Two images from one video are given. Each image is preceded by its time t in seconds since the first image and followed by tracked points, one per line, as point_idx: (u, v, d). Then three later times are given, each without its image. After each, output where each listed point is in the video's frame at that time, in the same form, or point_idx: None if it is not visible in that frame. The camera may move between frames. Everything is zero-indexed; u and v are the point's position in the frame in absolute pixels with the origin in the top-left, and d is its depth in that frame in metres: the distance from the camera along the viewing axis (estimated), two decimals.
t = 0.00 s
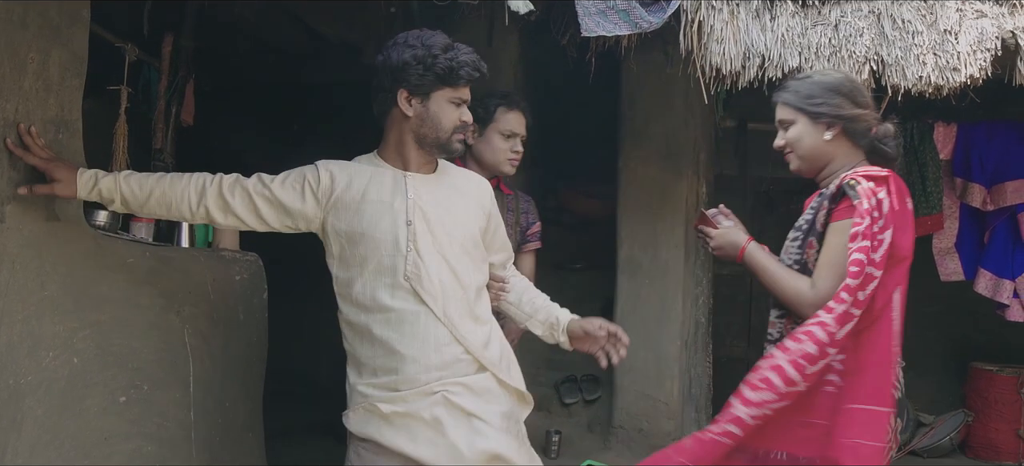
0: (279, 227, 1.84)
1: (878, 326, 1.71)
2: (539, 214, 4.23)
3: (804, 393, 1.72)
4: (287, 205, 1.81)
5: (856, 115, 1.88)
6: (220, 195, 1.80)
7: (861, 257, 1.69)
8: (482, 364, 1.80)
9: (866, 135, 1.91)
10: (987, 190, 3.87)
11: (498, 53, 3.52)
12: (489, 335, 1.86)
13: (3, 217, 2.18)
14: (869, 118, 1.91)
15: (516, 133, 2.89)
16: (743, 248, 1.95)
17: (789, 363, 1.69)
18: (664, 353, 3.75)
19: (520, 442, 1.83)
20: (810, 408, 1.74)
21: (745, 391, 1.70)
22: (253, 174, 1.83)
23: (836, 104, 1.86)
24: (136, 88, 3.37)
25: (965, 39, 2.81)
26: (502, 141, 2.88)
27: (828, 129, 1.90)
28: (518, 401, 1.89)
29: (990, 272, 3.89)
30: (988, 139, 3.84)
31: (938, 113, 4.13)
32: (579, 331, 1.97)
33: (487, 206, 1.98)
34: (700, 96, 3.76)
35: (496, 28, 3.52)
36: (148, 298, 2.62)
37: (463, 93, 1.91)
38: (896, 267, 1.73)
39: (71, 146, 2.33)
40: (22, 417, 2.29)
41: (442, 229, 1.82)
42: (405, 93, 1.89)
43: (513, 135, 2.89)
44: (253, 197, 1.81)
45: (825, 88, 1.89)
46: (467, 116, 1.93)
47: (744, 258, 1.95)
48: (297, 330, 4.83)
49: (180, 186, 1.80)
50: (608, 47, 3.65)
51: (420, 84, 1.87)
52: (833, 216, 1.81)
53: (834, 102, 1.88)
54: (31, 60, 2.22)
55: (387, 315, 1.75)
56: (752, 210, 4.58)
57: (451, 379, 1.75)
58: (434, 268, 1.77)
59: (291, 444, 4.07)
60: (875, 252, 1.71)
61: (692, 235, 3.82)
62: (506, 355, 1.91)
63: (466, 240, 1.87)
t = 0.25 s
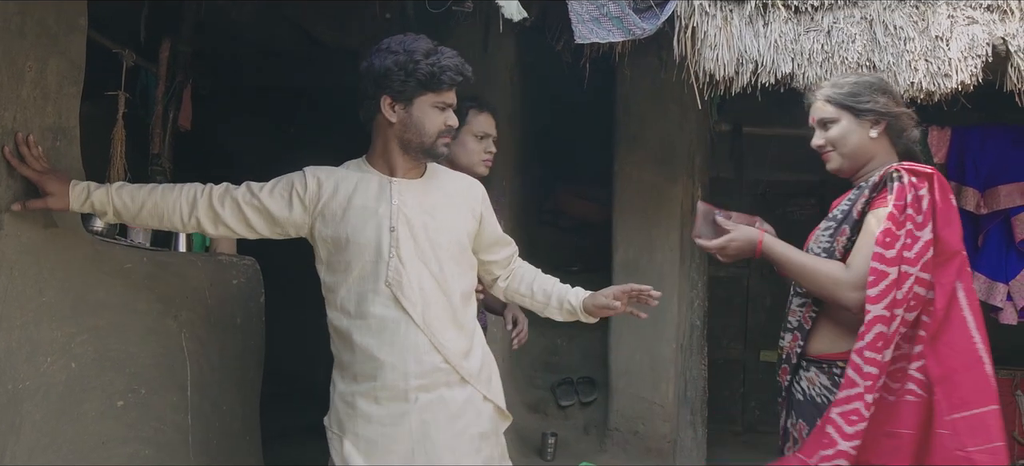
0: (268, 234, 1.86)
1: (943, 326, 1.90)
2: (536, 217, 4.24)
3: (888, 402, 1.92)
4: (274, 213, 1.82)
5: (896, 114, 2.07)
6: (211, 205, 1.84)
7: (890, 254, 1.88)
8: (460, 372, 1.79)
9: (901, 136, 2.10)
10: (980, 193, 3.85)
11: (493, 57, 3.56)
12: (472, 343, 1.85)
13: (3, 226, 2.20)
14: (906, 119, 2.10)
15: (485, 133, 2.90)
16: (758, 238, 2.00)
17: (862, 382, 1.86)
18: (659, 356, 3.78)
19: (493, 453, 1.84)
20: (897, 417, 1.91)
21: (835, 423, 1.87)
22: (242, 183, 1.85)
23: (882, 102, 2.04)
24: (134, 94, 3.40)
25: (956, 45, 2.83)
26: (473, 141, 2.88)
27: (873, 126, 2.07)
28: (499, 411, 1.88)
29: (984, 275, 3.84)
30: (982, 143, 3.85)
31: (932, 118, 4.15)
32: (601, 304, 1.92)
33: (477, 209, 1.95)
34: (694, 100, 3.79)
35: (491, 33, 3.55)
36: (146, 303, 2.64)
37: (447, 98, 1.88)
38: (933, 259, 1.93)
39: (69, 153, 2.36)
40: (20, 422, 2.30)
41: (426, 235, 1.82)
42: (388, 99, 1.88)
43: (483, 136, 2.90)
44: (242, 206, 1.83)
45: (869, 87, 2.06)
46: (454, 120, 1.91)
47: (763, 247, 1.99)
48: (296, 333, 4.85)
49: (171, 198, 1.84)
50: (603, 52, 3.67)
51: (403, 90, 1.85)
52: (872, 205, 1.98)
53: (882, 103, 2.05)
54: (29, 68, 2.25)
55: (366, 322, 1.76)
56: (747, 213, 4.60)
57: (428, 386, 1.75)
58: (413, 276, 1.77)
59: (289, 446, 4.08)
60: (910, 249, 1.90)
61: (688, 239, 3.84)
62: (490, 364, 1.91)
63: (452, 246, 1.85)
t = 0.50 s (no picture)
0: (256, 242, 1.92)
1: (977, 330, 2.21)
2: (532, 220, 4.26)
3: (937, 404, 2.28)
4: (261, 221, 1.88)
5: (901, 122, 2.26)
6: (201, 215, 1.91)
7: (919, 264, 2.11)
8: (444, 377, 1.79)
9: (908, 139, 2.30)
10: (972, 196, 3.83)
11: (491, 61, 3.61)
12: (459, 347, 1.85)
13: None
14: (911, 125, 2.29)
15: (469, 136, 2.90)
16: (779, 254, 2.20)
17: (912, 395, 2.12)
18: (654, 357, 3.80)
19: (479, 458, 1.84)
20: (953, 424, 2.28)
21: (895, 439, 2.15)
22: (232, 193, 1.91)
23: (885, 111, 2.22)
24: (131, 98, 3.42)
25: (946, 51, 2.85)
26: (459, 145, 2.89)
27: (879, 134, 2.25)
28: (486, 415, 1.88)
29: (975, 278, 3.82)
30: (974, 145, 3.82)
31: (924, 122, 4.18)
32: (593, 302, 1.88)
33: (466, 210, 1.93)
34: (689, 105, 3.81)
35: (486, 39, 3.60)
36: (143, 307, 2.67)
37: (425, 104, 1.85)
38: (958, 263, 2.19)
39: (66, 159, 2.38)
40: (19, 425, 2.32)
41: (410, 240, 1.81)
42: (365, 107, 1.86)
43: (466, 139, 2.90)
44: (230, 215, 1.90)
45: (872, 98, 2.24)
46: (433, 126, 1.88)
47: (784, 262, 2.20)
48: (293, 334, 4.86)
49: (162, 208, 1.92)
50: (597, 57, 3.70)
51: (381, 98, 1.83)
52: (895, 211, 2.20)
53: (888, 114, 2.24)
54: (27, 75, 2.27)
55: (350, 327, 1.77)
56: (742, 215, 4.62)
57: (411, 392, 1.76)
58: (395, 281, 1.77)
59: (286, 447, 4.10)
60: (937, 256, 2.15)
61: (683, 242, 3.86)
62: (477, 367, 1.90)
63: (437, 250, 1.83)
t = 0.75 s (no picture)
0: (251, 246, 1.96)
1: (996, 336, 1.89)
2: (529, 221, 4.28)
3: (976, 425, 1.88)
4: (255, 226, 1.91)
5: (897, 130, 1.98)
6: (195, 219, 1.94)
7: (933, 279, 1.80)
8: (431, 381, 1.81)
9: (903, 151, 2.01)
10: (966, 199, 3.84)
11: (487, 65, 3.66)
12: (448, 351, 1.86)
13: None
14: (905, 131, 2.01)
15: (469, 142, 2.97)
16: (791, 274, 1.83)
17: (952, 414, 1.79)
18: (649, 358, 3.82)
19: (470, 464, 1.85)
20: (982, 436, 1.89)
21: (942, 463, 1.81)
22: (226, 198, 1.94)
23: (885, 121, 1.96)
24: (129, 101, 3.44)
25: (937, 55, 2.87)
26: (459, 150, 2.96)
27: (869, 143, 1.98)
28: (476, 420, 1.89)
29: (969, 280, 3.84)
30: (968, 148, 3.83)
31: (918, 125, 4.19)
32: (592, 299, 1.88)
33: (457, 214, 1.93)
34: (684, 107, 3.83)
35: (482, 43, 3.65)
36: (139, 310, 2.69)
37: (402, 109, 1.83)
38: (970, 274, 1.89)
39: (63, 164, 2.41)
40: (17, 426, 2.34)
41: (398, 244, 1.83)
42: (345, 112, 1.89)
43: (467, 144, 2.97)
44: (225, 220, 1.93)
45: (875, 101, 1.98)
46: (412, 132, 1.86)
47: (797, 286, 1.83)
48: (291, 336, 4.89)
49: (158, 213, 1.95)
50: (592, 60, 3.72)
51: (360, 103, 1.84)
52: (894, 229, 1.90)
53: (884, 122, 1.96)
54: (25, 81, 2.29)
55: (339, 331, 1.80)
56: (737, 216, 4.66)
57: (399, 395, 1.78)
58: (382, 285, 1.80)
59: (284, 448, 4.12)
60: (950, 269, 1.83)
61: (677, 244, 3.88)
62: (468, 372, 1.91)
63: (426, 253, 1.85)
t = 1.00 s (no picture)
0: (247, 247, 1.98)
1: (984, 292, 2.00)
2: (525, 222, 4.30)
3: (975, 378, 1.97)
4: (251, 227, 1.93)
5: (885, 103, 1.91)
6: (192, 222, 1.96)
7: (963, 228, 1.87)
8: (424, 383, 1.82)
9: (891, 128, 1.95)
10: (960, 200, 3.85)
11: (484, 67, 3.69)
12: (442, 353, 1.87)
13: None
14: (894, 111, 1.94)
15: (472, 148, 3.04)
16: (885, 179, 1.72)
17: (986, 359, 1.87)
18: (644, 359, 3.84)
19: None
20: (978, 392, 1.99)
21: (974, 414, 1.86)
22: (222, 200, 1.96)
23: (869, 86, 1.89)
24: (126, 104, 3.46)
25: (929, 58, 2.90)
26: (463, 156, 3.03)
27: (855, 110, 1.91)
28: (469, 422, 1.90)
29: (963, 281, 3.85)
30: (962, 150, 3.83)
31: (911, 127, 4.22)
32: (586, 295, 1.89)
33: (452, 216, 1.94)
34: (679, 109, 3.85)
35: (477, 46, 3.69)
36: (137, 311, 2.71)
37: (385, 113, 1.84)
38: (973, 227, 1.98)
39: (61, 166, 2.43)
40: (14, 427, 2.36)
41: (391, 246, 1.85)
42: (334, 115, 1.92)
43: (471, 151, 3.05)
44: (221, 222, 1.95)
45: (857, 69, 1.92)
46: (394, 136, 1.86)
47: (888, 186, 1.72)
48: (289, 337, 4.90)
49: (154, 216, 1.97)
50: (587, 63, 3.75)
51: (345, 106, 1.87)
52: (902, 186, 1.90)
53: (867, 86, 1.89)
54: (23, 84, 2.32)
55: (332, 333, 1.82)
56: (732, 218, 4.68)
57: (391, 397, 1.80)
58: (375, 287, 1.82)
59: (281, 449, 4.13)
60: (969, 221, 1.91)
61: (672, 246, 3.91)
62: (462, 374, 1.92)
63: (420, 255, 1.86)
